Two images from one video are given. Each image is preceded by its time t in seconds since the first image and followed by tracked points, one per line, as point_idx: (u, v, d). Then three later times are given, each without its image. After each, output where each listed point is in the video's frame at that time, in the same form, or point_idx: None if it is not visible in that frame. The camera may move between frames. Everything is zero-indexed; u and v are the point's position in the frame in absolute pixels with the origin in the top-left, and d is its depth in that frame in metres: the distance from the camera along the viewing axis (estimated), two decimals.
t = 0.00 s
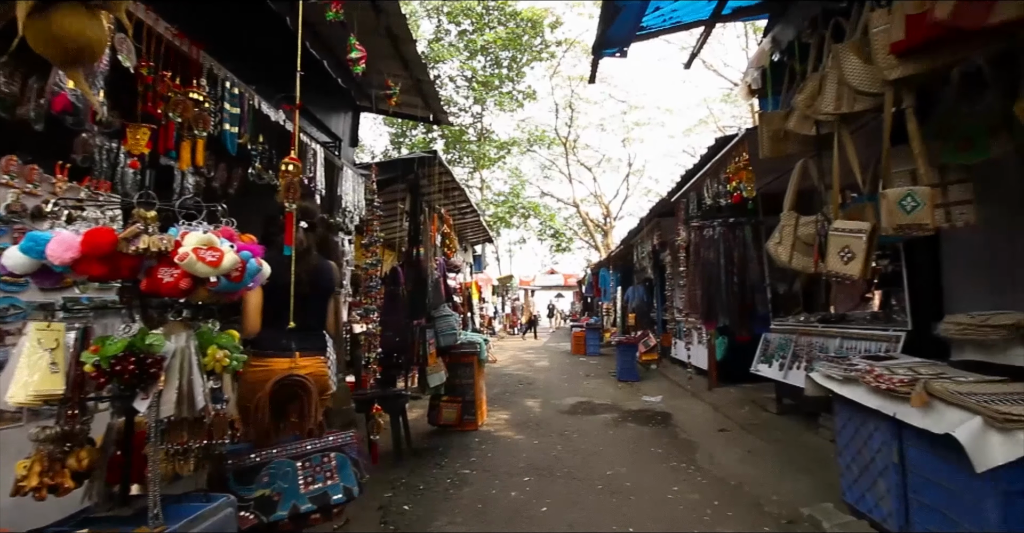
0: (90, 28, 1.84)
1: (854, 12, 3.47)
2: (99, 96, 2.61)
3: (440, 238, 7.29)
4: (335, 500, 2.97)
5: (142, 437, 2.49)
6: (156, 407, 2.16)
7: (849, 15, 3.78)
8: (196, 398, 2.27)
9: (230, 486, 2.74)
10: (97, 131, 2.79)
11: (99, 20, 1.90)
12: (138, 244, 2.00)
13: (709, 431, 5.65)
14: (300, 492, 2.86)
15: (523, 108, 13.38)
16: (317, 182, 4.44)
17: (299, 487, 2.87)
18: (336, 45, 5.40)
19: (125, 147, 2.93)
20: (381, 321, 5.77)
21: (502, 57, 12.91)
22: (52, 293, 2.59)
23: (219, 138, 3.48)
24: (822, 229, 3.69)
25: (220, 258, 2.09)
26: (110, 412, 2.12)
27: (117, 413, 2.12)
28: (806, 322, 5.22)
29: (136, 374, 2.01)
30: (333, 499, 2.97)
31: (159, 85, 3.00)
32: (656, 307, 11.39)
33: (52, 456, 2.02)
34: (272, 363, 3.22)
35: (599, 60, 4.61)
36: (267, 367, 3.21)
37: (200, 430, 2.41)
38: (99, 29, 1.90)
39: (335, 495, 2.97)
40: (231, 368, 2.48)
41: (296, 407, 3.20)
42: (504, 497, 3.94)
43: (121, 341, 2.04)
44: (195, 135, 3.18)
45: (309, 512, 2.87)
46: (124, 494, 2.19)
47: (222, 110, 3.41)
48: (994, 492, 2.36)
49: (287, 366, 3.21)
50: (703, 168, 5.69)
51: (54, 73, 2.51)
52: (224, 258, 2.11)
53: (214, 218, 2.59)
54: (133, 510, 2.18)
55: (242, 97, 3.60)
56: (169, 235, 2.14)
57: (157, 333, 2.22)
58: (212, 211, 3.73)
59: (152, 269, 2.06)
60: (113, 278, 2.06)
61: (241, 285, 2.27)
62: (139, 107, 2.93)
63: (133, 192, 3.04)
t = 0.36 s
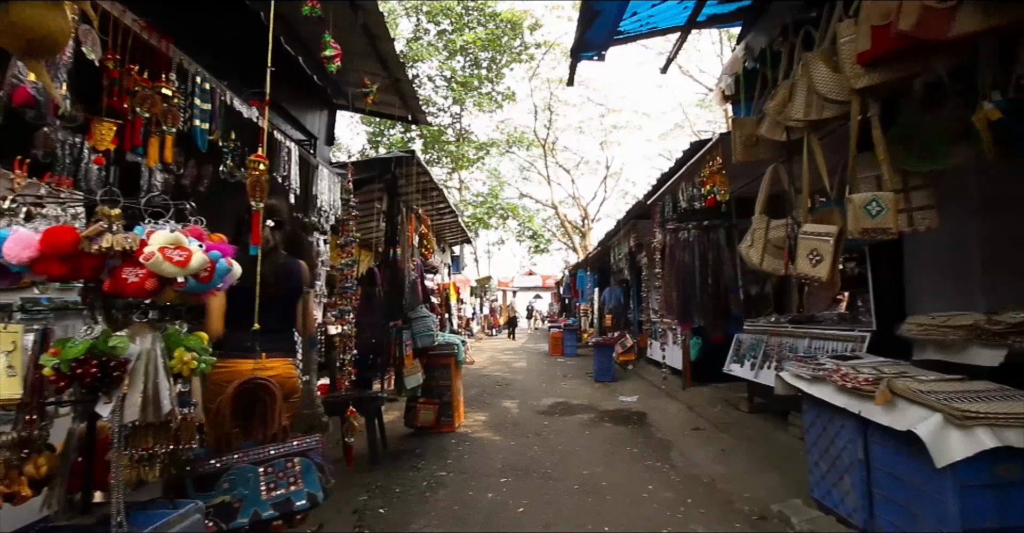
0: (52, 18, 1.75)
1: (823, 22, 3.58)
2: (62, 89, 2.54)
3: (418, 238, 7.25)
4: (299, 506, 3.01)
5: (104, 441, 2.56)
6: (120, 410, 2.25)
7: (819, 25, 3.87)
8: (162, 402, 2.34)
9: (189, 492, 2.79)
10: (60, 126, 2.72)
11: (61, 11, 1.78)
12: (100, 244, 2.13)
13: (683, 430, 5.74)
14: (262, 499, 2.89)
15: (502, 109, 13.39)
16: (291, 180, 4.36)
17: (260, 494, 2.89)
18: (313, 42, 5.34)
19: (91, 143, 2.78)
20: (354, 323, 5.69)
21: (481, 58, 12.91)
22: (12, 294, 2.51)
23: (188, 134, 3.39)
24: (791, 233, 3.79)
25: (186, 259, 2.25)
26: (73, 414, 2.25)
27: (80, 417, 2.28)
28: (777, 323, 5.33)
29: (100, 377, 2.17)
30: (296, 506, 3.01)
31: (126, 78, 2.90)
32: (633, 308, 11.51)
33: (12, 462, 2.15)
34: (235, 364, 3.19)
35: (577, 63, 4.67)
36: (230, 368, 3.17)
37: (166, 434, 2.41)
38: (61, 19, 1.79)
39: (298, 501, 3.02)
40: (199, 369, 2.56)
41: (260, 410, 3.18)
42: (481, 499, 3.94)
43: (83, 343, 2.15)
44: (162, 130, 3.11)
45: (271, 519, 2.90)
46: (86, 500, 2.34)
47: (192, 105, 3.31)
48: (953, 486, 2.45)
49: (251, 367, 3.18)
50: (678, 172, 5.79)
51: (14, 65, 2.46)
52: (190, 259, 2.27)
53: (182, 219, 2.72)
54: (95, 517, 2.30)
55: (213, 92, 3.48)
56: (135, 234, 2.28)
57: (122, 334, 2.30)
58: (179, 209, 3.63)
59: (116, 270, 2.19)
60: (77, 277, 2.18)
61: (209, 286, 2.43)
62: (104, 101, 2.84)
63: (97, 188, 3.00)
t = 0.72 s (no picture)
0: (14, 8, 1.79)
1: (794, 31, 3.67)
2: (22, 82, 2.47)
3: (395, 238, 7.22)
4: (262, 511, 3.02)
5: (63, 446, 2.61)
6: (82, 415, 2.28)
7: (790, 33, 3.97)
8: (126, 406, 2.36)
9: (147, 497, 2.73)
10: (19, 119, 2.63)
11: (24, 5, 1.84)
12: (62, 242, 2.22)
13: (658, 429, 5.83)
14: (223, 504, 2.85)
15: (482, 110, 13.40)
16: (263, 178, 4.28)
17: (221, 498, 2.85)
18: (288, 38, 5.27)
19: (52, 137, 2.71)
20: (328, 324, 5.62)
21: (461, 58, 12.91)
22: None
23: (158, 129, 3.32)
24: (763, 235, 3.87)
25: (152, 259, 2.35)
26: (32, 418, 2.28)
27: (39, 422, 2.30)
28: (749, 324, 5.46)
29: (61, 379, 2.20)
30: (259, 510, 3.01)
31: (90, 71, 2.84)
32: (610, 309, 11.62)
33: None
34: (200, 364, 3.13)
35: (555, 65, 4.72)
36: (196, 368, 3.11)
37: (131, 439, 2.41)
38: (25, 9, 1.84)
39: (261, 506, 3.03)
40: (166, 372, 2.59)
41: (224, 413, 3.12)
42: (458, 500, 3.93)
43: (41, 346, 2.17)
44: (128, 125, 3.08)
45: (232, 524, 2.86)
46: (45, 509, 2.37)
47: (160, 100, 3.25)
48: (914, 480, 2.53)
49: (215, 368, 3.12)
50: (655, 174, 5.90)
51: None
52: (156, 258, 2.36)
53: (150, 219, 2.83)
54: (55, 525, 2.35)
55: (184, 87, 3.44)
56: (99, 231, 2.39)
57: (87, 336, 2.37)
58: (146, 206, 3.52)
59: (80, 269, 2.29)
60: (39, 277, 2.28)
61: (177, 286, 2.54)
62: (67, 95, 2.77)
63: (60, 183, 2.93)
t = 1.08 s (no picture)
0: None
1: (762, 38, 3.77)
2: None
3: (368, 237, 7.17)
4: (222, 515, 2.87)
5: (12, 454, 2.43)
6: (34, 421, 2.24)
7: (759, 40, 4.07)
8: (82, 410, 2.35)
9: (101, 504, 2.68)
10: None
11: None
12: (14, 238, 2.20)
13: (630, 427, 5.91)
14: (181, 508, 2.74)
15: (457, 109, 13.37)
16: (232, 173, 4.18)
17: (179, 502, 2.75)
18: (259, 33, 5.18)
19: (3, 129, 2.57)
20: (298, 324, 5.68)
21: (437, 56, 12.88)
22: None
23: (119, 123, 3.23)
24: (732, 237, 3.96)
25: (111, 256, 2.36)
26: None
27: None
28: (718, 323, 5.58)
29: (13, 383, 2.13)
30: (219, 514, 2.85)
31: (46, 60, 2.73)
32: (585, 309, 11.72)
33: None
34: (159, 366, 3.05)
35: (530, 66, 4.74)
36: (154, 370, 3.03)
37: (88, 444, 2.42)
38: None
39: (221, 509, 2.88)
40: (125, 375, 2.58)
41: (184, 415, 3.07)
42: (431, 501, 3.93)
43: None
44: (88, 118, 2.95)
45: (191, 529, 2.74)
46: None
47: (122, 92, 3.16)
48: (873, 474, 2.63)
49: (174, 370, 3.04)
50: (628, 176, 6.00)
51: None
52: (115, 256, 2.37)
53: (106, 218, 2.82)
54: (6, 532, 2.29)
55: (145, 79, 3.34)
56: (53, 228, 2.37)
57: (40, 338, 2.34)
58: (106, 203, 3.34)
59: (34, 269, 2.27)
60: None
61: (136, 285, 2.56)
62: (22, 84, 2.68)
63: (12, 177, 2.75)
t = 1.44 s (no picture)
0: None
1: (735, 45, 3.85)
2: None
3: (343, 237, 7.11)
4: (189, 518, 2.77)
5: None
6: None
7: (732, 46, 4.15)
8: (38, 414, 2.30)
9: (65, 512, 2.59)
10: None
11: None
12: None
13: (605, 426, 5.97)
14: (147, 511, 2.66)
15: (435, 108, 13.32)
16: (201, 170, 4.10)
17: (145, 506, 2.67)
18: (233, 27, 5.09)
19: None
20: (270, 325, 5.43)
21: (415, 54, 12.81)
22: None
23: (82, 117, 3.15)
24: (704, 239, 4.03)
25: (71, 255, 2.34)
26: None
27: None
28: (692, 323, 5.68)
29: None
30: (186, 518, 2.76)
31: (5, 50, 2.63)
32: (561, 309, 11.78)
33: None
34: (119, 370, 3.00)
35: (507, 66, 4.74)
36: (113, 375, 2.98)
37: (45, 450, 2.36)
38: None
39: (188, 513, 2.78)
40: (85, 379, 2.52)
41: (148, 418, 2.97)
42: (406, 504, 3.91)
43: None
44: (48, 110, 2.85)
45: None
46: None
47: (85, 85, 3.09)
48: (839, 470, 2.71)
49: (135, 374, 3.00)
50: (604, 178, 6.07)
51: None
52: (75, 255, 2.35)
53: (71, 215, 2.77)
54: None
55: (111, 71, 3.28)
56: (11, 226, 2.34)
57: None
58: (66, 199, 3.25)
59: None
60: None
61: (97, 284, 2.53)
62: None
63: None
